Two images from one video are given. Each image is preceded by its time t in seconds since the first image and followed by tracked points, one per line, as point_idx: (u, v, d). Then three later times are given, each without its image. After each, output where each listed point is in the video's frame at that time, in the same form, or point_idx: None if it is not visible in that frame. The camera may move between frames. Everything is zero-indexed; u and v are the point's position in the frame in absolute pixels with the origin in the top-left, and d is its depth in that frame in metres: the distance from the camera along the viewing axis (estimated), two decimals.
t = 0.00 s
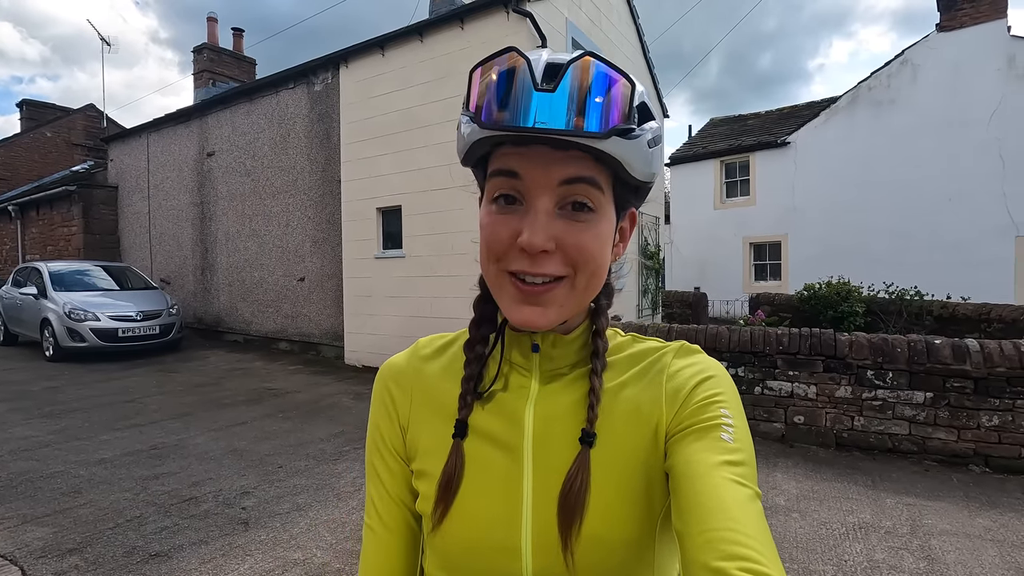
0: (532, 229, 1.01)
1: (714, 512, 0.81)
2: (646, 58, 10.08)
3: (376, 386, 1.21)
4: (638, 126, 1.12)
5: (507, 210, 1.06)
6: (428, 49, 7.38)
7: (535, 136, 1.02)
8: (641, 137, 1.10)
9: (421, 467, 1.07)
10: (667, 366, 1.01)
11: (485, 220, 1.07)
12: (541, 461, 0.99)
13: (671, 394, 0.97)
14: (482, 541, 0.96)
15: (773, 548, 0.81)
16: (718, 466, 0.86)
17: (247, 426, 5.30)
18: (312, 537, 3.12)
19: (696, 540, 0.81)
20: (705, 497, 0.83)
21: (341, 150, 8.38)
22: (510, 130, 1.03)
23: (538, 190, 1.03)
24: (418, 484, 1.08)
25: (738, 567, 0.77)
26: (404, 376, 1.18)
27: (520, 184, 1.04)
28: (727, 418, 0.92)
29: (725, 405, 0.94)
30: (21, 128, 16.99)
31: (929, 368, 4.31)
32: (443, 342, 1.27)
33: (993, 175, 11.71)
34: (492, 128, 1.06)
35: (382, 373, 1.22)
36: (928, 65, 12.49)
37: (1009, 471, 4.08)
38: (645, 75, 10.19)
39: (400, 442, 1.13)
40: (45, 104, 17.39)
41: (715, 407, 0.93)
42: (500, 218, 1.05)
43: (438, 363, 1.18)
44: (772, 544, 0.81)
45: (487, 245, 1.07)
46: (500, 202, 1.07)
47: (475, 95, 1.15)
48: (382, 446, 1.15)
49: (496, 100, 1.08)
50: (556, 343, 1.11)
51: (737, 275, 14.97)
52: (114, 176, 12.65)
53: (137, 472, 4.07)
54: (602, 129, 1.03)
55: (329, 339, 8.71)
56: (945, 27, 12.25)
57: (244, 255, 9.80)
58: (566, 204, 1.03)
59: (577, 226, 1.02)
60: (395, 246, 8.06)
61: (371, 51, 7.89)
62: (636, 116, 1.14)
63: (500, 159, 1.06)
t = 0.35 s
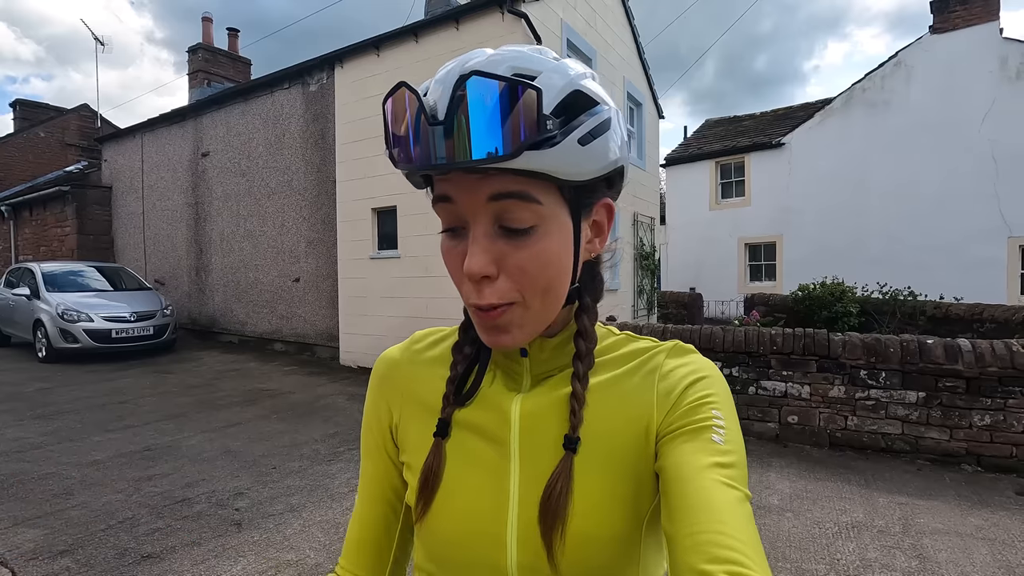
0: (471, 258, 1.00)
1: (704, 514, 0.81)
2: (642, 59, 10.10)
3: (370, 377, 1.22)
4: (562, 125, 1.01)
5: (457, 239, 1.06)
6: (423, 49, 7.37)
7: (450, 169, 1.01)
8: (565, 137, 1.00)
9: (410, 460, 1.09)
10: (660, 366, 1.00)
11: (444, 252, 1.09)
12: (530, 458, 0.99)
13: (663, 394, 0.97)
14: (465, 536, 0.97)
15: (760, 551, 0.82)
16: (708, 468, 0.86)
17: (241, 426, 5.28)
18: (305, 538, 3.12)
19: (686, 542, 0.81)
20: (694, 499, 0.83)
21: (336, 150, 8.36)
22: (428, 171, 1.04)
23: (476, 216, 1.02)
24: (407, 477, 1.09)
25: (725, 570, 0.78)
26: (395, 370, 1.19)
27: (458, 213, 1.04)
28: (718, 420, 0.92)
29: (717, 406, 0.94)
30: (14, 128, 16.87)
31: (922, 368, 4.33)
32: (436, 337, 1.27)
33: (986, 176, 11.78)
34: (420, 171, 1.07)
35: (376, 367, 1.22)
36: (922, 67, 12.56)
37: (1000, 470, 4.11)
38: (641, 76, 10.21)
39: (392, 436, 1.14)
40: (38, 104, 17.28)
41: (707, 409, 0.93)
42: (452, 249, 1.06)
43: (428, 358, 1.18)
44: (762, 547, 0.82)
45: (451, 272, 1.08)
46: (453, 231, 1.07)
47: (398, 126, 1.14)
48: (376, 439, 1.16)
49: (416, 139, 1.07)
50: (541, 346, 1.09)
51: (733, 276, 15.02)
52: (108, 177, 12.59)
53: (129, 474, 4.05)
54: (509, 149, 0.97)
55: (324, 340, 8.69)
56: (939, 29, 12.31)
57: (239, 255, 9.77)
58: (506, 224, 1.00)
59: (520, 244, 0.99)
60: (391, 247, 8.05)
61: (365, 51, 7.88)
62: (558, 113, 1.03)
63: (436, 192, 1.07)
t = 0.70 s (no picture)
0: (521, 238, 1.01)
1: (730, 513, 0.82)
2: (642, 59, 10.11)
3: (394, 380, 1.23)
4: (614, 111, 1.07)
5: (497, 222, 1.07)
6: (424, 49, 7.38)
7: (502, 148, 1.02)
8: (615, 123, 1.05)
9: (436, 459, 1.09)
10: (685, 364, 1.01)
11: (480, 236, 1.09)
12: (556, 457, 0.99)
13: (688, 392, 0.97)
14: (492, 535, 0.97)
15: (791, 550, 0.82)
16: (735, 466, 0.86)
17: (243, 427, 5.27)
18: (309, 538, 3.11)
19: (714, 540, 0.82)
20: (722, 498, 0.83)
21: (337, 151, 8.36)
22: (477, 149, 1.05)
23: (524, 198, 1.03)
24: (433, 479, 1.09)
25: (755, 570, 0.78)
26: (419, 372, 1.20)
27: (505, 194, 1.05)
28: (746, 418, 0.92)
29: (744, 403, 0.94)
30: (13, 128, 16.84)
31: (923, 368, 4.34)
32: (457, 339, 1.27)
33: (985, 177, 11.80)
34: (465, 150, 1.07)
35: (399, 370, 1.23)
36: (921, 68, 12.59)
37: (1001, 470, 4.12)
38: (641, 76, 10.22)
39: (417, 440, 1.15)
40: (37, 104, 17.25)
41: (734, 406, 0.93)
42: (492, 232, 1.06)
43: (452, 357, 1.19)
44: (791, 546, 0.82)
45: (487, 259, 1.08)
46: (491, 214, 1.08)
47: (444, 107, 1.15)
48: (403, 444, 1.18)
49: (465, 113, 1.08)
50: (567, 341, 1.11)
51: (732, 276, 15.04)
52: (108, 177, 12.57)
53: (132, 474, 4.05)
54: (571, 128, 1.00)
55: (324, 340, 8.68)
56: (938, 29, 12.34)
57: (239, 255, 9.76)
58: (555, 206, 1.03)
59: (568, 225, 1.02)
60: (391, 247, 8.04)
61: (366, 51, 7.88)
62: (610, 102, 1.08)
63: (481, 174, 1.07)
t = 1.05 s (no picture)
0: (557, 226, 1.01)
1: (733, 508, 0.81)
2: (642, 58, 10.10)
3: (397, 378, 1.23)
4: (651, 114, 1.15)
5: (527, 209, 1.06)
6: (424, 48, 7.37)
7: (550, 132, 1.02)
8: (650, 128, 1.11)
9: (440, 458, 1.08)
10: (687, 361, 1.01)
11: (504, 221, 1.06)
12: (561, 454, 0.99)
13: (690, 389, 0.97)
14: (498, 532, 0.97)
15: (795, 547, 0.81)
16: (737, 462, 0.86)
17: (243, 426, 5.27)
18: (310, 536, 3.11)
19: (717, 536, 0.81)
20: (725, 494, 0.83)
21: (337, 149, 8.35)
22: (524, 130, 1.04)
23: (560, 185, 1.04)
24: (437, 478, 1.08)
25: (757, 564, 0.76)
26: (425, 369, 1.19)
27: (540, 180, 1.05)
28: (748, 414, 0.92)
29: (746, 400, 0.94)
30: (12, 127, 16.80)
31: (924, 367, 4.34)
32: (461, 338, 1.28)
33: (985, 176, 11.80)
34: (512, 130, 1.05)
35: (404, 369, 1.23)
36: (921, 67, 12.58)
37: (1001, 469, 4.13)
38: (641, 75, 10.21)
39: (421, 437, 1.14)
40: (36, 102, 17.20)
41: (737, 402, 0.94)
42: (520, 217, 1.05)
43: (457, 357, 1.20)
44: (795, 542, 0.81)
45: (508, 245, 1.05)
46: (517, 200, 1.07)
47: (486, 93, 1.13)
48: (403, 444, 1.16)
49: (509, 102, 1.07)
50: (574, 338, 1.11)
51: (732, 275, 15.05)
52: (107, 176, 12.56)
53: (132, 473, 4.05)
54: (623, 123, 1.05)
55: (324, 339, 8.68)
56: (938, 28, 12.33)
57: (239, 254, 9.76)
58: (585, 197, 1.05)
59: (599, 217, 1.04)
60: (392, 246, 8.04)
61: (366, 50, 7.87)
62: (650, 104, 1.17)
63: (516, 157, 1.06)
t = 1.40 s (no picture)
0: (562, 235, 1.01)
1: (709, 509, 0.80)
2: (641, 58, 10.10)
3: (379, 381, 1.22)
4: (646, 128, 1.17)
5: (528, 217, 1.04)
6: (423, 47, 7.37)
7: (559, 142, 1.02)
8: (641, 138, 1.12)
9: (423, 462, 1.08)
10: (667, 363, 1.01)
11: (502, 229, 1.04)
12: (543, 457, 0.99)
13: (669, 390, 0.97)
14: (480, 533, 0.98)
15: (771, 547, 0.81)
16: (715, 462, 0.86)
17: (241, 426, 5.27)
18: (308, 536, 3.12)
19: (693, 536, 0.80)
20: (702, 495, 0.82)
21: (336, 149, 8.35)
22: (534, 140, 1.02)
23: (564, 194, 1.03)
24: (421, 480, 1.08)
25: (733, 562, 0.76)
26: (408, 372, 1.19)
27: (542, 188, 1.04)
28: (725, 415, 0.92)
29: (724, 401, 0.94)
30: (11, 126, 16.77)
31: (922, 366, 4.34)
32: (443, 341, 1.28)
33: (984, 175, 11.80)
34: (519, 139, 1.03)
35: (387, 370, 1.23)
36: (921, 67, 12.58)
37: (999, 469, 4.13)
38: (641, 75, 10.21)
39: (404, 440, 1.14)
40: (34, 102, 17.16)
41: (714, 403, 0.93)
42: (521, 226, 1.03)
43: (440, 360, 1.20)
44: (772, 542, 0.80)
45: (507, 253, 1.04)
46: (515, 207, 1.06)
47: (490, 98, 1.09)
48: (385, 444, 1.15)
49: (512, 105, 1.05)
50: (556, 342, 1.10)
51: (731, 274, 15.05)
52: (106, 175, 12.55)
53: (130, 473, 4.05)
54: (628, 134, 1.08)
55: (323, 338, 8.68)
56: (937, 28, 12.32)
57: (238, 254, 9.75)
58: (582, 203, 1.06)
59: (595, 224, 1.06)
60: (390, 245, 8.03)
61: (365, 50, 7.87)
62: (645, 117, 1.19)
63: (519, 165, 1.04)
